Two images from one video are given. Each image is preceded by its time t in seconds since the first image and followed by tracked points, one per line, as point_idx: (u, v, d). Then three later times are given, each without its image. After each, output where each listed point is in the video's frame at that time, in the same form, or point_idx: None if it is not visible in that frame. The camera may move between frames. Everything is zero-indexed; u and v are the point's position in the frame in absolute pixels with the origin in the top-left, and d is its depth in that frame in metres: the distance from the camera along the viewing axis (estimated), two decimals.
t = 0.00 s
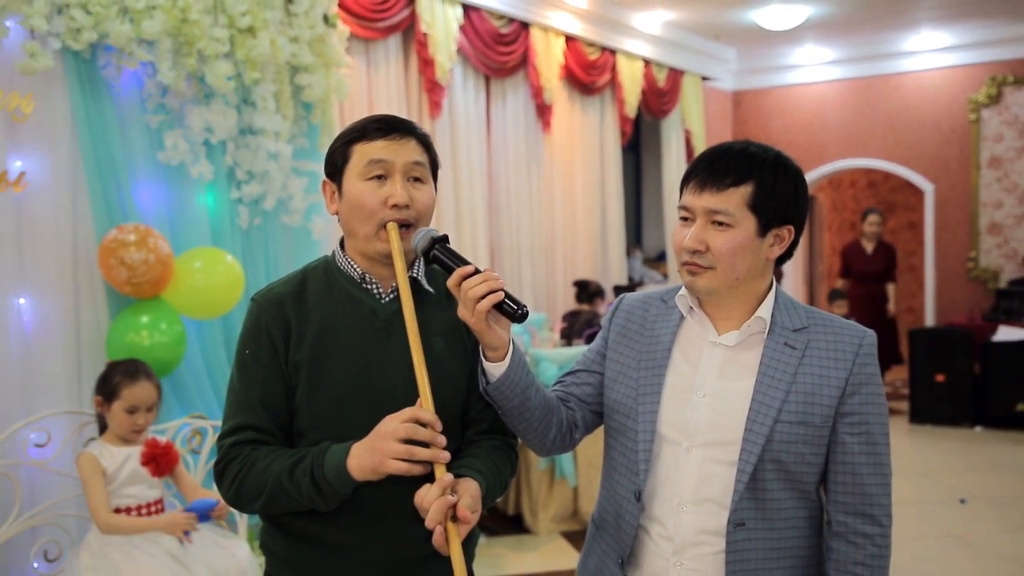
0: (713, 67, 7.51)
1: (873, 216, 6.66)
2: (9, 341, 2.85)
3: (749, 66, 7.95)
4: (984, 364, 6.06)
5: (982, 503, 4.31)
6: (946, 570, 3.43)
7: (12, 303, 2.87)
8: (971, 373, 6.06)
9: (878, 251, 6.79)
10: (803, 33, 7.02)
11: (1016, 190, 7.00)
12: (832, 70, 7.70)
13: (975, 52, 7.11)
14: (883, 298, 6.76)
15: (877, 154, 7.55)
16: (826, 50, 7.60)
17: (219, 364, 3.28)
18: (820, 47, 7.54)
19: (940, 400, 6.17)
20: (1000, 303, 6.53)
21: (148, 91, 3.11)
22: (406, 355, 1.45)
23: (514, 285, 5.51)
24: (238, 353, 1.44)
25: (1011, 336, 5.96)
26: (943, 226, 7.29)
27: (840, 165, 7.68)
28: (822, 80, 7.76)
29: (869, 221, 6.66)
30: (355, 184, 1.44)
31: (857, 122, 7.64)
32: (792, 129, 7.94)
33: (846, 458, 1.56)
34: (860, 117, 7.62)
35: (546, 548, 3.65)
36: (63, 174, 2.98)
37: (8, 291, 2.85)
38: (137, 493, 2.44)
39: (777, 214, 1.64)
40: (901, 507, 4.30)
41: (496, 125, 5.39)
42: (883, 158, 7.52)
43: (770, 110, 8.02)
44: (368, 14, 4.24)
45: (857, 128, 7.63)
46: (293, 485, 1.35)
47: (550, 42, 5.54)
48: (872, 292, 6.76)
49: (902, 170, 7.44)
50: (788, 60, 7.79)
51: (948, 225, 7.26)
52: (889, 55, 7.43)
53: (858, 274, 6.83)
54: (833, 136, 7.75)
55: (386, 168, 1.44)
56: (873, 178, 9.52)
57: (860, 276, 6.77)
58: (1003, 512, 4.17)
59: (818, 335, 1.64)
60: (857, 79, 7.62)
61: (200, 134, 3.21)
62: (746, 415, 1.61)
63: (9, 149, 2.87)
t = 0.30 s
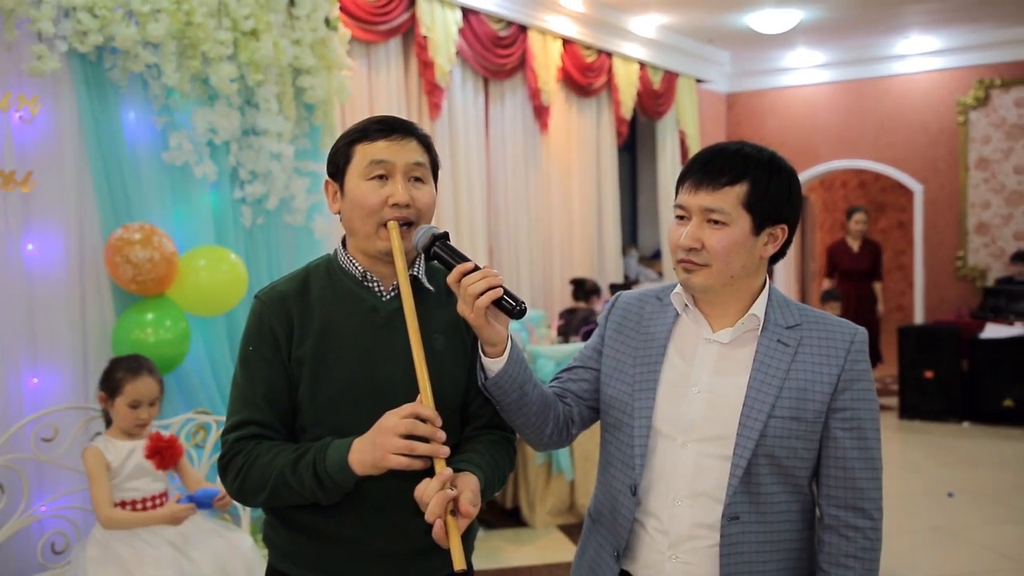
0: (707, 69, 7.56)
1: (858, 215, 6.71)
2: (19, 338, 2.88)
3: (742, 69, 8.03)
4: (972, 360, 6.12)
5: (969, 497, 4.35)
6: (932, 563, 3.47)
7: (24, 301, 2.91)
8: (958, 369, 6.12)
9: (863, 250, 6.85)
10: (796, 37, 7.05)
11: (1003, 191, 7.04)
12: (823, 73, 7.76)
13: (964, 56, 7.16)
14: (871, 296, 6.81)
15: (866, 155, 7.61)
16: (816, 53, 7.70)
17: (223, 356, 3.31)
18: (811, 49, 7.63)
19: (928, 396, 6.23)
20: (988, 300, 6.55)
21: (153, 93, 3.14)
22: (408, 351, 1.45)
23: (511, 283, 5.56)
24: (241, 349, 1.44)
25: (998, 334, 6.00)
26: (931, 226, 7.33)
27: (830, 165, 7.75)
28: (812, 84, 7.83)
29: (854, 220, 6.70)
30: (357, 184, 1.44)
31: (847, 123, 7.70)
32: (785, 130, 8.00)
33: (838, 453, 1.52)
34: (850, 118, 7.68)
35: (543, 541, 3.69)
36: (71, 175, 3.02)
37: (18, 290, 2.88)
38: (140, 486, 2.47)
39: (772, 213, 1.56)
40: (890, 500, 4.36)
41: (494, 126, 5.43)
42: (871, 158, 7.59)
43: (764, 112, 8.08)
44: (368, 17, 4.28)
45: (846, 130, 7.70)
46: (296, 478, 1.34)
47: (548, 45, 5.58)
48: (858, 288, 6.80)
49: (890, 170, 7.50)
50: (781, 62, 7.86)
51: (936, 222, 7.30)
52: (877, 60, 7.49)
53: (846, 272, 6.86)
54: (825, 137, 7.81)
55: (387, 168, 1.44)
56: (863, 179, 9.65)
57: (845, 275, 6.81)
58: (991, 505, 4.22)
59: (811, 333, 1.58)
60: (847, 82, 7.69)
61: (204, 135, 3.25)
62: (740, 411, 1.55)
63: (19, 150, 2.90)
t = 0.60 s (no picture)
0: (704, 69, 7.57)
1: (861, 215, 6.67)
2: (19, 334, 2.91)
3: (738, 68, 8.04)
4: (966, 358, 6.15)
5: (961, 492, 4.37)
6: (924, 559, 3.49)
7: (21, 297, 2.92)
8: (951, 366, 6.17)
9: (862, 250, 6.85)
10: (791, 36, 7.07)
11: (997, 189, 7.06)
12: (819, 72, 7.78)
13: (960, 55, 7.19)
14: (869, 294, 6.82)
15: (862, 153, 7.63)
16: (811, 53, 7.71)
17: (222, 354, 3.32)
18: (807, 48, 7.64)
19: (924, 393, 6.25)
20: (982, 298, 6.44)
21: (154, 92, 3.15)
22: (406, 349, 1.46)
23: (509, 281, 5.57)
24: (242, 347, 1.45)
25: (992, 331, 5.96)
26: (926, 223, 7.35)
27: (826, 163, 7.78)
28: (809, 82, 7.84)
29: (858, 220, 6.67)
30: (357, 183, 1.45)
31: (843, 121, 7.72)
32: (781, 128, 8.01)
33: (834, 449, 1.51)
34: (847, 117, 7.70)
35: (541, 537, 3.70)
36: (72, 172, 3.03)
37: (18, 288, 2.90)
38: (140, 483, 2.49)
39: (768, 211, 1.55)
40: (884, 496, 4.38)
41: (492, 124, 5.44)
42: (867, 156, 7.60)
43: (760, 111, 8.10)
44: (367, 16, 4.29)
45: (842, 128, 7.72)
46: (296, 475, 1.35)
47: (546, 44, 5.58)
48: (856, 287, 6.83)
49: (885, 168, 7.52)
50: (776, 62, 7.87)
51: (931, 219, 7.32)
52: (872, 58, 7.52)
53: (845, 273, 6.88)
54: (820, 136, 7.83)
55: (387, 167, 1.45)
56: (859, 177, 9.67)
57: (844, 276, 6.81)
58: (984, 500, 4.24)
59: (807, 330, 1.58)
60: (844, 81, 7.70)
61: (204, 134, 3.26)
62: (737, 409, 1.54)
63: (19, 148, 2.92)
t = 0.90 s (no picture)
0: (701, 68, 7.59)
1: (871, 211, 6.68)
2: (24, 330, 2.92)
3: (734, 67, 8.06)
4: (959, 354, 6.18)
5: (953, 487, 4.41)
6: (914, 553, 3.52)
7: (26, 293, 2.93)
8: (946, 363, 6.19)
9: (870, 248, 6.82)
10: (788, 35, 7.07)
11: (991, 187, 7.08)
12: (815, 72, 7.80)
13: (955, 55, 7.20)
14: (868, 292, 6.84)
15: (858, 151, 7.65)
16: (807, 53, 7.73)
17: (224, 350, 3.35)
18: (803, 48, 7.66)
19: (918, 389, 6.29)
20: (976, 295, 6.48)
21: (156, 90, 3.18)
22: (406, 346, 1.48)
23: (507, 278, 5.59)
24: (244, 343, 1.47)
25: (985, 328, 6.03)
26: (920, 221, 7.38)
27: (822, 162, 7.79)
28: (805, 81, 7.86)
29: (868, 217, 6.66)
30: (357, 181, 1.46)
31: (838, 120, 7.74)
32: (777, 128, 8.03)
33: (828, 445, 1.51)
34: (841, 115, 7.72)
35: (538, 531, 3.73)
36: (74, 170, 3.05)
37: (22, 285, 2.91)
38: (142, 478, 2.51)
39: (763, 209, 1.56)
40: (878, 491, 4.40)
41: (491, 123, 5.46)
42: (863, 155, 7.62)
43: (757, 110, 8.12)
44: (368, 16, 4.30)
45: (837, 127, 7.74)
46: (296, 469, 1.37)
47: (544, 43, 5.60)
48: (862, 286, 6.84)
49: (879, 167, 7.55)
50: (772, 61, 7.89)
51: (926, 218, 7.34)
52: (866, 58, 7.54)
53: (852, 270, 6.85)
54: (816, 135, 7.85)
55: (388, 165, 1.46)
56: (855, 176, 9.71)
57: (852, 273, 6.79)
58: (976, 495, 4.27)
59: (802, 326, 1.58)
60: (840, 80, 7.71)
61: (206, 132, 3.28)
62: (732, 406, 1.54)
63: (23, 145, 2.93)
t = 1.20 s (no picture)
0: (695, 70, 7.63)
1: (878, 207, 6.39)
2: (34, 328, 2.96)
3: (728, 69, 8.10)
4: (948, 350, 6.32)
5: (943, 479, 4.46)
6: (903, 543, 3.57)
7: (36, 290, 2.99)
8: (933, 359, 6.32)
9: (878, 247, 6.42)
10: (782, 38, 7.12)
11: (979, 186, 7.11)
12: (807, 73, 7.84)
13: (940, 58, 7.25)
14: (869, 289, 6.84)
15: (849, 152, 7.70)
16: (800, 54, 7.76)
17: (231, 348, 3.40)
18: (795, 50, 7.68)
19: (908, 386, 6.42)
20: (964, 292, 6.57)
21: (163, 91, 3.21)
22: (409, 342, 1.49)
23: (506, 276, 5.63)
24: (249, 339, 1.47)
25: (973, 324, 6.15)
26: (910, 220, 7.41)
27: (813, 162, 7.85)
28: (796, 83, 7.91)
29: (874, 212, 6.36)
30: (358, 179, 1.48)
31: (829, 122, 7.79)
32: (770, 128, 8.09)
33: (819, 439, 1.48)
34: (832, 116, 7.77)
35: (537, 523, 3.78)
36: (83, 171, 3.09)
37: (33, 285, 2.96)
38: (149, 471, 2.56)
39: (757, 208, 1.54)
40: (872, 484, 4.44)
41: (491, 124, 5.50)
42: (854, 155, 7.67)
43: (751, 111, 8.16)
44: (370, 18, 4.35)
45: (830, 128, 7.79)
46: (299, 462, 1.38)
47: (543, 45, 5.65)
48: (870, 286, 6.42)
49: (869, 167, 7.59)
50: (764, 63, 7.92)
51: (915, 217, 7.38)
52: (857, 60, 7.58)
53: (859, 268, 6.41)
54: (808, 136, 7.90)
55: (388, 163, 1.47)
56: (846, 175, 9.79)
57: (859, 271, 6.32)
58: (966, 488, 4.32)
59: (795, 322, 1.55)
60: (831, 82, 7.76)
61: (211, 132, 3.32)
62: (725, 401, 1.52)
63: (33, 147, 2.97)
